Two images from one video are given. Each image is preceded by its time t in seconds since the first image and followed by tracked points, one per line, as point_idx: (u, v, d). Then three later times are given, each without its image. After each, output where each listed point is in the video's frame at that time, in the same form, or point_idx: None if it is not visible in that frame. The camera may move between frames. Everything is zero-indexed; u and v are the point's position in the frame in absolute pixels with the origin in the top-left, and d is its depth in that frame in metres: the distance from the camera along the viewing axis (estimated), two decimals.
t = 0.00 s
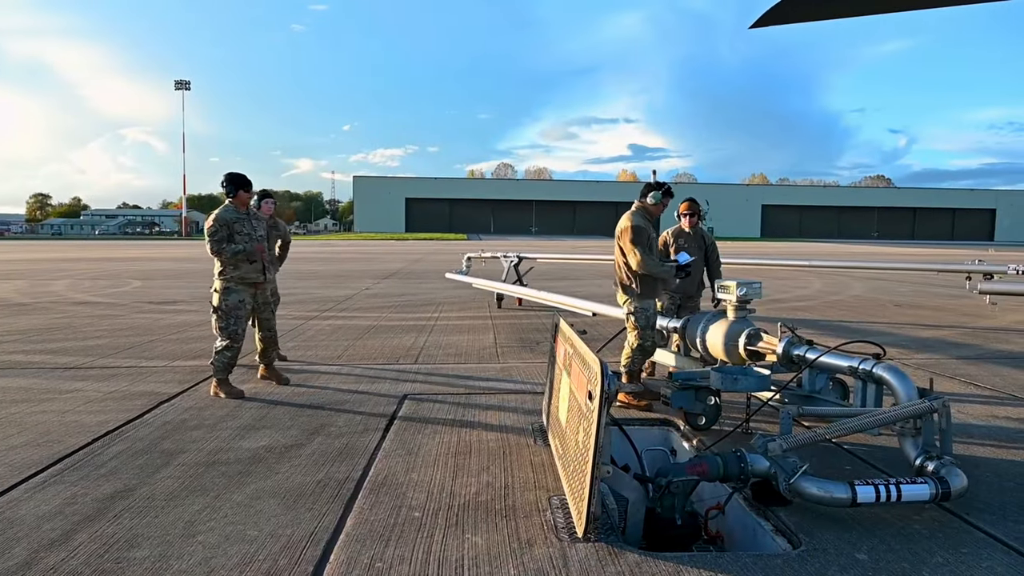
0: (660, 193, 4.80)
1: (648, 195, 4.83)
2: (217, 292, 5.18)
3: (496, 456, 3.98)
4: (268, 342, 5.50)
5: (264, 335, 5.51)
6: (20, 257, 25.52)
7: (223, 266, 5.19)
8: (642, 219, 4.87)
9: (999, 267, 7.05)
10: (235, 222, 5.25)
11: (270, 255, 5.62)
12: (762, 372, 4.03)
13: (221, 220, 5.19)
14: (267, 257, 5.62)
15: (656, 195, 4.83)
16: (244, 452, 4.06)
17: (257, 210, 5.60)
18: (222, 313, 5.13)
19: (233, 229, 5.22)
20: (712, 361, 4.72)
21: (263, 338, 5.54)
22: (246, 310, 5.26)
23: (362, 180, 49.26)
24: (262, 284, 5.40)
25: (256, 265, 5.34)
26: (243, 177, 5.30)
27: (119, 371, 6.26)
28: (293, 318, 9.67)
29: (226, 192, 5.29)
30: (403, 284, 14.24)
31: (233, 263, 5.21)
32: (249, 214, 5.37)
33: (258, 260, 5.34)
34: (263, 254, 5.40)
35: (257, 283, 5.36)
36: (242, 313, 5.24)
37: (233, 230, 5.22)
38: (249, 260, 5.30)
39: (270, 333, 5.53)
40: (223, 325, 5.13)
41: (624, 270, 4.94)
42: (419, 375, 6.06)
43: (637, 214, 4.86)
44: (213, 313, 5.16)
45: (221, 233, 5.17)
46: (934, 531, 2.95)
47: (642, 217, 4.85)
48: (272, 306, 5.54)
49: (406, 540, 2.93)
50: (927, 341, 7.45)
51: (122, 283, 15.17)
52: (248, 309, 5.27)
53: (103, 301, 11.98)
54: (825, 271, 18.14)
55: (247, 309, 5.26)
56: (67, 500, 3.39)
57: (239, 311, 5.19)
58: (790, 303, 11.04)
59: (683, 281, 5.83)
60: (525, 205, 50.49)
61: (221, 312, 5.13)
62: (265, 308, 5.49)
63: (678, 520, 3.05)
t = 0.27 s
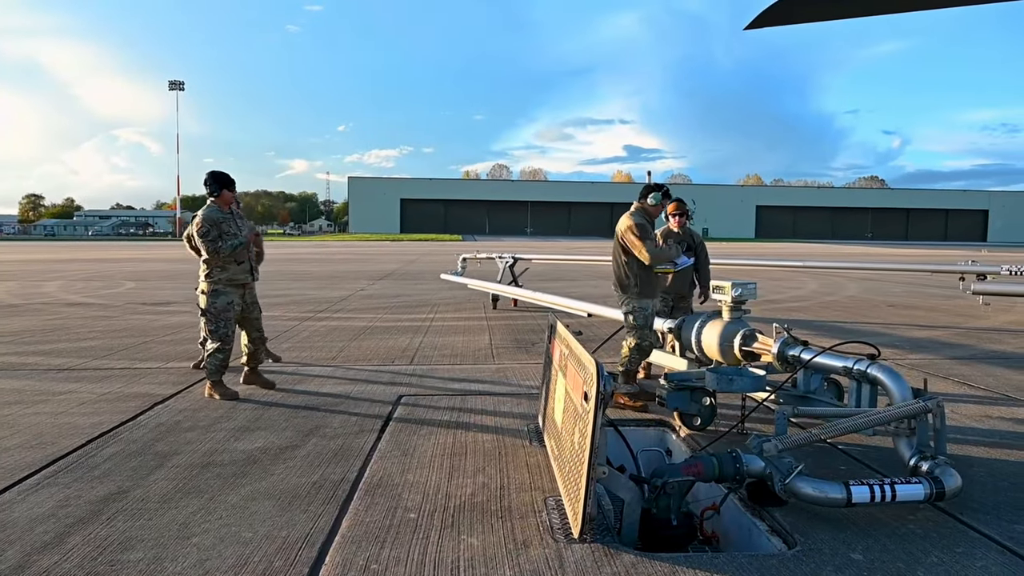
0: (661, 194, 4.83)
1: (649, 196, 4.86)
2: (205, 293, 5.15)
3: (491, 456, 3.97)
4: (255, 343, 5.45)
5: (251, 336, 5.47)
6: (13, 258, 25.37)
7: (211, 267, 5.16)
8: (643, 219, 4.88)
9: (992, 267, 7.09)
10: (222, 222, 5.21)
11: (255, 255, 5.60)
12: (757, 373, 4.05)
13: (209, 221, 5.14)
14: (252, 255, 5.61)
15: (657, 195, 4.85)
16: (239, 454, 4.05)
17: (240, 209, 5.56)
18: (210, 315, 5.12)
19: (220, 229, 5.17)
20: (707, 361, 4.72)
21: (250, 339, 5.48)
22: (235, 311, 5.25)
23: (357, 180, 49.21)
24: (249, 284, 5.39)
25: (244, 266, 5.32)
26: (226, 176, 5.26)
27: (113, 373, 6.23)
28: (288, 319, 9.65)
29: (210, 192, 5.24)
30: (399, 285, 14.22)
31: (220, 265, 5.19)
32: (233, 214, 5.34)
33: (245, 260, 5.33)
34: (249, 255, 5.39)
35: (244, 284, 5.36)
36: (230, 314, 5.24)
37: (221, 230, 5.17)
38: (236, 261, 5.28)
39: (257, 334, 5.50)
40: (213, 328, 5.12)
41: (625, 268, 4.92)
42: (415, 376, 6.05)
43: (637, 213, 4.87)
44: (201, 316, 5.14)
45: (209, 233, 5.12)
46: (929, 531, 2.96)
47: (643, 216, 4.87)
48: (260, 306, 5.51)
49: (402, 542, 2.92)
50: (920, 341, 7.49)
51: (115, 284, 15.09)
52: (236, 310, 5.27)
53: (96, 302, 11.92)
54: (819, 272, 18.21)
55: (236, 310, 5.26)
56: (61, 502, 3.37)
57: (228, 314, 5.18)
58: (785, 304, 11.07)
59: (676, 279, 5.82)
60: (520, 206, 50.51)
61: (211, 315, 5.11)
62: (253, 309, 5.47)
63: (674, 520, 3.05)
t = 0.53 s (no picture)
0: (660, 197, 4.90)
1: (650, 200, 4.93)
2: (198, 297, 5.12)
3: (490, 459, 3.97)
4: (249, 347, 5.41)
5: (245, 339, 5.44)
6: (13, 262, 25.31)
7: (204, 271, 5.14)
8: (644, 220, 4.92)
9: (990, 269, 7.11)
10: (216, 226, 5.19)
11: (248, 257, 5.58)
12: (755, 376, 4.03)
13: (203, 225, 5.12)
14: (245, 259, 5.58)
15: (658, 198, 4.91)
16: (238, 457, 4.04)
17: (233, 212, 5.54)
18: (204, 319, 5.10)
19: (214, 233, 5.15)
20: (706, 364, 4.72)
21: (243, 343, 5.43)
22: (229, 315, 5.23)
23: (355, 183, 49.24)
24: (242, 288, 5.36)
25: (238, 269, 5.30)
26: (217, 178, 5.24)
27: (111, 376, 6.22)
28: (286, 322, 9.64)
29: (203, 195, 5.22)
30: (397, 288, 14.22)
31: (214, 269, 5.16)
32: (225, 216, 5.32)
33: (239, 263, 5.31)
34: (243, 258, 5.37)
35: (238, 287, 5.33)
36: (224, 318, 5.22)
37: (216, 234, 5.16)
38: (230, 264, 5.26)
39: (250, 337, 5.47)
40: (206, 332, 5.09)
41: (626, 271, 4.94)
42: (414, 378, 6.05)
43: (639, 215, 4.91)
44: (195, 320, 5.12)
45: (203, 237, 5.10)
46: (928, 533, 2.96)
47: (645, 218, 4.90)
48: (254, 309, 5.49)
49: (401, 545, 2.92)
50: (919, 343, 7.50)
51: (113, 287, 15.08)
52: (230, 313, 5.25)
53: (95, 305, 11.90)
54: (817, 275, 18.24)
55: (230, 314, 5.24)
56: (60, 505, 3.37)
57: (222, 317, 5.16)
58: (783, 307, 11.08)
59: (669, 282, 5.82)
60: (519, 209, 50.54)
61: (205, 319, 5.09)
62: (247, 312, 5.44)
63: (673, 523, 3.05)
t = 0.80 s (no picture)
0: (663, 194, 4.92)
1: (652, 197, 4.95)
2: (194, 293, 5.11)
3: (491, 455, 3.97)
4: (246, 342, 5.40)
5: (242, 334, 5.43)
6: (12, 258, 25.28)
7: (198, 267, 5.12)
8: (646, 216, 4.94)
9: (990, 265, 7.11)
10: (209, 223, 5.18)
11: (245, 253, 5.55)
12: (755, 371, 4.03)
13: (196, 222, 5.11)
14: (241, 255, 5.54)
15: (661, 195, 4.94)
16: (238, 453, 4.04)
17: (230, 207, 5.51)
18: (200, 315, 5.09)
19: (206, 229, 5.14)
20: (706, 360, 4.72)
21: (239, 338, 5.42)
22: (224, 310, 5.21)
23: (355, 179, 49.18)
24: (238, 283, 5.33)
25: (233, 265, 5.27)
26: (209, 174, 5.21)
27: (111, 372, 6.21)
28: (286, 317, 9.63)
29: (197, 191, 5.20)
30: (397, 283, 14.21)
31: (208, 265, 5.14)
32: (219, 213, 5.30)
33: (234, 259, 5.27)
34: (238, 254, 5.33)
35: (233, 283, 5.30)
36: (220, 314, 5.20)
37: (209, 230, 5.15)
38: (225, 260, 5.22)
39: (246, 331, 5.46)
40: (202, 328, 5.09)
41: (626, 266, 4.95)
42: (414, 374, 6.05)
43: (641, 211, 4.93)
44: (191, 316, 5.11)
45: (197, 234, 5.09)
46: (928, 528, 2.97)
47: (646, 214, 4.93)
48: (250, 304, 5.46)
49: (402, 540, 2.92)
50: (919, 339, 7.50)
51: (113, 283, 15.08)
52: (226, 309, 5.23)
53: (94, 301, 11.89)
54: (817, 271, 18.23)
55: (226, 309, 5.22)
56: (61, 501, 3.37)
57: (218, 313, 5.15)
58: (783, 303, 11.08)
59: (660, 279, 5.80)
60: (518, 205, 50.49)
61: (200, 315, 5.09)
62: (243, 307, 5.42)
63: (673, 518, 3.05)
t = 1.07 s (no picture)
0: (663, 195, 4.92)
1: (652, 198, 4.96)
2: (186, 293, 5.09)
3: (490, 456, 3.97)
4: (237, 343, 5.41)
5: (235, 336, 5.43)
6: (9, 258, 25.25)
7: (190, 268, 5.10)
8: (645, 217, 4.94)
9: (989, 266, 7.11)
10: (200, 225, 5.17)
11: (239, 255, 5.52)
12: (755, 372, 4.02)
13: (187, 224, 5.11)
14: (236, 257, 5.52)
15: (661, 196, 4.95)
16: (237, 454, 4.03)
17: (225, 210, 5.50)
18: (193, 316, 5.08)
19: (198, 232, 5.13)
20: (706, 361, 4.72)
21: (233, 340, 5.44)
22: (218, 311, 5.19)
23: (354, 179, 49.24)
24: (232, 285, 5.30)
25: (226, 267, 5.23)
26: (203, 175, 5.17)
27: (109, 373, 6.20)
28: (285, 318, 9.63)
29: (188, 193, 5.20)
30: (396, 285, 14.20)
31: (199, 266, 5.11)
32: (213, 215, 5.28)
33: (227, 260, 5.23)
34: (232, 255, 5.30)
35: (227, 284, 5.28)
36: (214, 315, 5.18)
37: (200, 233, 5.15)
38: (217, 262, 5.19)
39: (240, 333, 5.46)
40: (195, 329, 5.08)
41: (626, 268, 4.95)
42: (413, 375, 6.04)
43: (641, 211, 4.93)
44: (184, 316, 5.10)
45: (188, 236, 5.09)
46: (928, 529, 2.97)
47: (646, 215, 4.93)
48: (244, 305, 5.44)
49: (401, 541, 2.92)
50: (918, 340, 7.51)
51: (112, 283, 15.07)
52: (220, 310, 5.20)
53: (92, 302, 11.87)
54: (815, 272, 18.24)
55: (219, 310, 5.20)
56: (59, 502, 3.36)
57: (211, 314, 5.13)
58: (782, 304, 11.08)
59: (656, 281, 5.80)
60: (517, 206, 50.50)
61: (193, 315, 5.07)
62: (238, 308, 5.40)
63: (673, 519, 3.05)
